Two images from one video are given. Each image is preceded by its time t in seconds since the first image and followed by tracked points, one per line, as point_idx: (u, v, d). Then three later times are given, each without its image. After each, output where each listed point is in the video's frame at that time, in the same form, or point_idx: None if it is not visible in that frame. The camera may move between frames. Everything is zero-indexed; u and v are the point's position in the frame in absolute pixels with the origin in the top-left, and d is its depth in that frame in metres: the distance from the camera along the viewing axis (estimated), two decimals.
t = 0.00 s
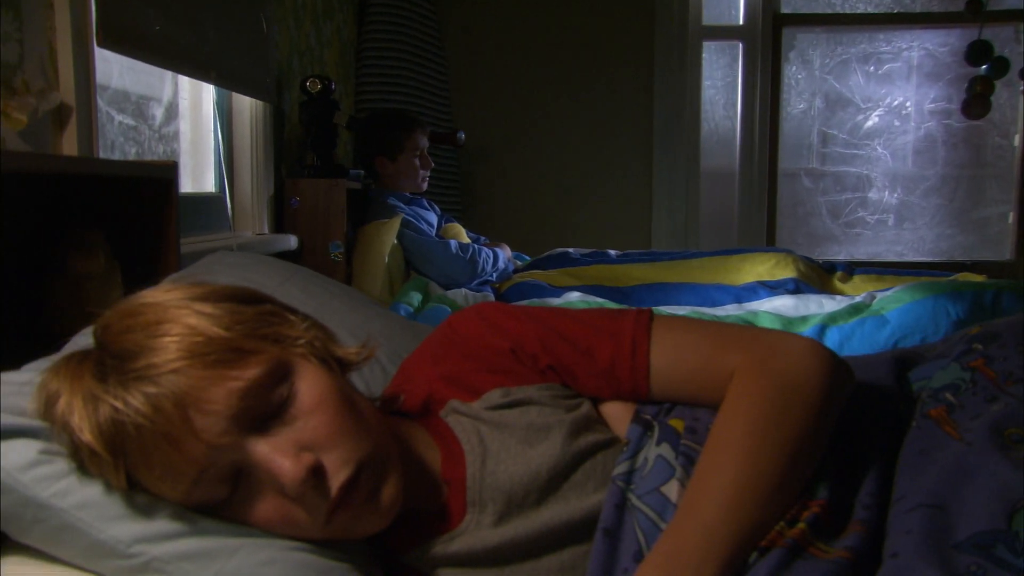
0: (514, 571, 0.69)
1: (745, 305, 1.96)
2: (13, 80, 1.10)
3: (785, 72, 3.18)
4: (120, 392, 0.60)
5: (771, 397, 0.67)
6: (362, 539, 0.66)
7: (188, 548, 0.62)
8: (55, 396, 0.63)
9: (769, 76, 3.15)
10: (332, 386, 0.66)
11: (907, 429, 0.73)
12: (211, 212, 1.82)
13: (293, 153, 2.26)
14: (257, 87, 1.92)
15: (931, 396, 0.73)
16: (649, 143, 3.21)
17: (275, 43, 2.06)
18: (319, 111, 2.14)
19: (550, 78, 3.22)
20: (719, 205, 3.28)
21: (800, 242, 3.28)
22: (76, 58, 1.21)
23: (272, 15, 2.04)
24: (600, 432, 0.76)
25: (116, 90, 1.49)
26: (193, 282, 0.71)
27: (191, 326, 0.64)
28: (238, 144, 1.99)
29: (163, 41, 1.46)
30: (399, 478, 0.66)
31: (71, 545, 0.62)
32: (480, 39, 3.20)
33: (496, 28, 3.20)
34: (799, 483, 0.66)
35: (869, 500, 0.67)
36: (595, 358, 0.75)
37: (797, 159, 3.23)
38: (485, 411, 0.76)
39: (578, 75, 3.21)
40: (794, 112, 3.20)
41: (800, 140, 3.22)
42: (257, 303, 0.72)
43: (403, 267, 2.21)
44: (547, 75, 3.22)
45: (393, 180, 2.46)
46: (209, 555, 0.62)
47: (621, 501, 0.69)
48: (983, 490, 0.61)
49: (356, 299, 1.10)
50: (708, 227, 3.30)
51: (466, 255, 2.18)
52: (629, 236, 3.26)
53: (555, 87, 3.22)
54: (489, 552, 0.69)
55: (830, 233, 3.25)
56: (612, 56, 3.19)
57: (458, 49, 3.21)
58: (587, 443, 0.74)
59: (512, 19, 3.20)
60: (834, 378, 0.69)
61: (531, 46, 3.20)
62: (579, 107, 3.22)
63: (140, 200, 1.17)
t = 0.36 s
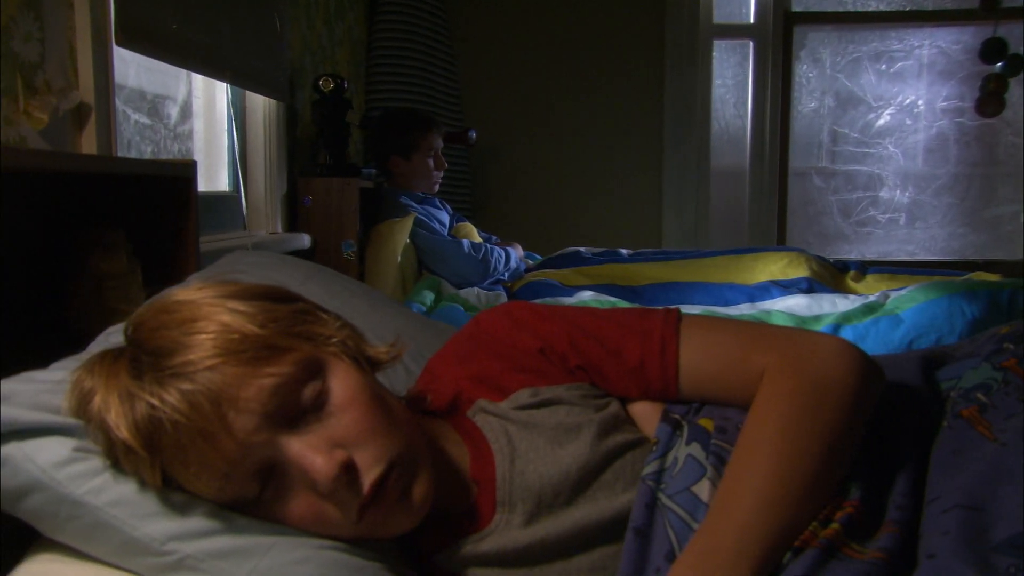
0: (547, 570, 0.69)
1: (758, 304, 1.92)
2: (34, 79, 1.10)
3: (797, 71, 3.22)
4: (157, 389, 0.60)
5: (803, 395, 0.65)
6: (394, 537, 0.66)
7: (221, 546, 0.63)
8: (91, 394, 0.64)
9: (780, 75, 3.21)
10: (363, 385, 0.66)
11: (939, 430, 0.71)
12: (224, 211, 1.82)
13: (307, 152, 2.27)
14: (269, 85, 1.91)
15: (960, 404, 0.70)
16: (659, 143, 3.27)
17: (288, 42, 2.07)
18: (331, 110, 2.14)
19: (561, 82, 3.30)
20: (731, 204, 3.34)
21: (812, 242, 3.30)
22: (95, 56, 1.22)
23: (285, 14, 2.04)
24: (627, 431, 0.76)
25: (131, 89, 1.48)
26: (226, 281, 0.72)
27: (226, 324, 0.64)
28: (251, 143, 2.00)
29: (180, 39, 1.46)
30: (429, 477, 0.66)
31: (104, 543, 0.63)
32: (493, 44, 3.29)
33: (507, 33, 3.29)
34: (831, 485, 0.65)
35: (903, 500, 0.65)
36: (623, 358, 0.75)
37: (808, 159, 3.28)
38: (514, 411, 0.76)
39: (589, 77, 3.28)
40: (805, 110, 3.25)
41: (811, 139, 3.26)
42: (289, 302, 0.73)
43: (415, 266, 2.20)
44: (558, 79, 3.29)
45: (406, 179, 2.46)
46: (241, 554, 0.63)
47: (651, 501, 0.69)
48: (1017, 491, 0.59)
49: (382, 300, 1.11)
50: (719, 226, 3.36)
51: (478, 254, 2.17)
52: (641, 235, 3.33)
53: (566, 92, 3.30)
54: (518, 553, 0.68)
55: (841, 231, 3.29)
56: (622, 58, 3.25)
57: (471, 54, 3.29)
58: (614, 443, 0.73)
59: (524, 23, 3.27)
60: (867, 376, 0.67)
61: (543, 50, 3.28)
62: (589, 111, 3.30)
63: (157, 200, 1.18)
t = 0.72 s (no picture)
0: (569, 569, 0.68)
1: (768, 304, 1.84)
2: (50, 78, 1.11)
3: (805, 69, 3.21)
4: (186, 380, 0.62)
5: (820, 390, 0.64)
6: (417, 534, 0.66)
7: (247, 542, 0.63)
8: (121, 388, 0.66)
9: (788, 73, 3.18)
10: (387, 380, 0.68)
11: (961, 427, 0.71)
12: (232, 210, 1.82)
13: (315, 151, 2.27)
14: (278, 84, 1.91)
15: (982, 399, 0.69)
16: (666, 143, 3.28)
17: (297, 41, 2.07)
18: (340, 109, 2.14)
19: (569, 81, 3.30)
20: (738, 203, 3.32)
21: (819, 240, 3.31)
22: (109, 55, 1.22)
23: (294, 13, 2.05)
24: (647, 428, 0.75)
25: (143, 88, 1.48)
26: (252, 280, 0.75)
27: (253, 318, 0.67)
28: (260, 142, 2.00)
29: (191, 37, 1.46)
30: (452, 474, 0.66)
31: (130, 538, 0.64)
32: (501, 43, 3.30)
33: (515, 32, 3.29)
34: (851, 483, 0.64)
35: (925, 496, 0.65)
36: (640, 355, 0.74)
37: (816, 158, 3.26)
38: (532, 408, 0.75)
39: (596, 76, 3.29)
40: (813, 109, 3.23)
41: (818, 137, 3.24)
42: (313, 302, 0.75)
43: (424, 265, 2.19)
44: (565, 78, 3.30)
45: (414, 179, 2.46)
46: (267, 550, 0.64)
47: (673, 499, 0.69)
48: None
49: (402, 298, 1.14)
50: (726, 225, 3.34)
51: (487, 253, 2.15)
52: (648, 235, 3.33)
53: (574, 90, 3.31)
54: (540, 552, 0.68)
55: (848, 230, 3.28)
56: (629, 57, 3.26)
57: (478, 53, 3.30)
58: (635, 441, 0.73)
59: (532, 23, 3.29)
60: (884, 370, 0.65)
61: (551, 49, 3.29)
62: (597, 110, 3.31)
63: (170, 199, 1.18)
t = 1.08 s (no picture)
0: (588, 566, 0.67)
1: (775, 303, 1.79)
2: (63, 74, 1.11)
3: (811, 66, 3.22)
4: (212, 374, 0.63)
5: (843, 387, 0.63)
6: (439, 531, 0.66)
7: (271, 538, 0.63)
8: (147, 383, 0.67)
9: (795, 70, 3.19)
10: (410, 376, 0.69)
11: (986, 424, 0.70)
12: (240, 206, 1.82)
13: (324, 148, 2.27)
14: (287, 81, 1.91)
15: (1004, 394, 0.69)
16: (674, 140, 3.28)
17: (305, 38, 2.07)
18: (349, 106, 2.14)
19: (577, 78, 3.30)
20: (745, 201, 3.32)
21: (826, 237, 3.32)
22: (121, 51, 1.22)
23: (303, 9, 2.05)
24: (666, 424, 0.75)
25: (153, 84, 1.48)
26: (273, 278, 0.76)
27: (278, 314, 0.68)
28: (269, 138, 2.01)
29: (200, 33, 1.46)
30: (473, 470, 0.66)
31: (152, 534, 0.64)
32: (507, 41, 3.30)
33: (522, 30, 3.30)
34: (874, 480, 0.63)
35: (950, 494, 0.64)
36: (658, 348, 0.74)
37: (823, 154, 3.27)
38: (549, 402, 0.75)
39: (603, 74, 3.29)
40: (820, 106, 3.24)
41: (825, 134, 3.26)
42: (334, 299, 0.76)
43: (432, 263, 2.19)
44: (572, 76, 3.30)
45: (423, 176, 2.46)
46: (290, 547, 0.64)
47: (693, 495, 0.69)
48: None
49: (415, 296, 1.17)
50: (733, 222, 3.34)
51: (495, 251, 2.15)
52: (654, 232, 3.34)
53: (581, 88, 3.30)
54: (559, 550, 0.67)
55: (855, 228, 3.29)
56: (636, 53, 3.26)
57: (484, 50, 3.30)
58: (654, 437, 0.73)
59: (538, 20, 3.29)
60: (905, 365, 0.65)
61: (558, 46, 3.29)
62: (604, 107, 3.31)
63: (185, 202, 1.19)
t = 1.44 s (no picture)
0: (606, 562, 0.67)
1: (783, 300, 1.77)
2: (73, 71, 1.11)
3: (817, 62, 3.21)
4: (228, 363, 0.63)
5: (864, 382, 0.63)
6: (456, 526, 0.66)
7: (289, 532, 0.63)
8: (167, 374, 0.68)
9: (801, 65, 3.18)
10: (425, 369, 0.69)
11: (1005, 422, 0.70)
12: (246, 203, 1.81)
13: (330, 145, 2.27)
14: (294, 77, 1.91)
15: (1019, 390, 0.69)
16: (679, 137, 3.28)
17: (311, 35, 2.07)
18: (355, 103, 2.14)
19: (582, 75, 3.30)
20: (750, 198, 3.32)
21: (831, 234, 3.34)
22: (131, 47, 1.22)
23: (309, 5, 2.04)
24: (684, 420, 0.75)
25: (161, 81, 1.48)
26: (289, 271, 0.77)
27: (294, 304, 0.68)
28: (276, 133, 2.02)
29: (211, 29, 1.45)
30: (491, 465, 0.66)
31: (170, 528, 0.64)
32: (512, 37, 3.29)
33: (527, 26, 3.29)
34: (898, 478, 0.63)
35: (971, 492, 0.64)
36: (678, 344, 0.74)
37: (829, 151, 3.28)
38: (567, 399, 0.75)
39: (607, 70, 3.28)
40: (825, 103, 3.24)
41: (830, 131, 3.26)
42: (350, 292, 0.77)
43: (438, 259, 2.18)
44: (577, 72, 3.30)
45: (429, 173, 2.46)
46: (308, 541, 0.63)
47: (712, 491, 0.68)
48: None
49: (426, 293, 1.19)
50: (737, 219, 3.34)
51: (501, 247, 2.13)
52: (659, 229, 3.34)
53: (586, 84, 3.30)
54: (578, 547, 0.67)
55: (860, 224, 3.32)
56: (641, 49, 3.25)
57: (489, 47, 3.30)
58: (673, 433, 0.73)
59: (543, 16, 3.28)
60: (927, 362, 0.65)
61: (562, 43, 3.29)
62: (610, 103, 3.30)
63: (194, 196, 1.17)
